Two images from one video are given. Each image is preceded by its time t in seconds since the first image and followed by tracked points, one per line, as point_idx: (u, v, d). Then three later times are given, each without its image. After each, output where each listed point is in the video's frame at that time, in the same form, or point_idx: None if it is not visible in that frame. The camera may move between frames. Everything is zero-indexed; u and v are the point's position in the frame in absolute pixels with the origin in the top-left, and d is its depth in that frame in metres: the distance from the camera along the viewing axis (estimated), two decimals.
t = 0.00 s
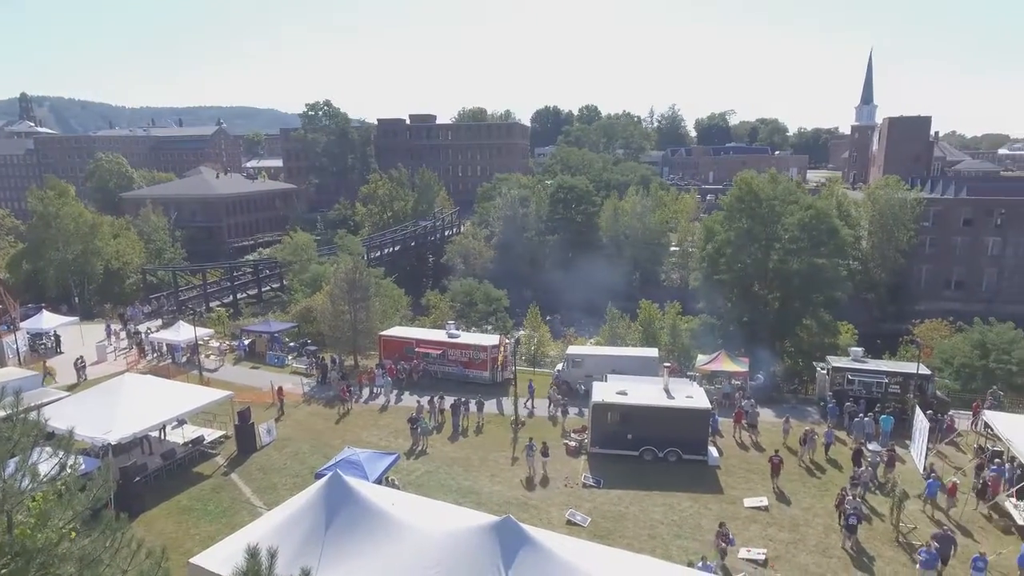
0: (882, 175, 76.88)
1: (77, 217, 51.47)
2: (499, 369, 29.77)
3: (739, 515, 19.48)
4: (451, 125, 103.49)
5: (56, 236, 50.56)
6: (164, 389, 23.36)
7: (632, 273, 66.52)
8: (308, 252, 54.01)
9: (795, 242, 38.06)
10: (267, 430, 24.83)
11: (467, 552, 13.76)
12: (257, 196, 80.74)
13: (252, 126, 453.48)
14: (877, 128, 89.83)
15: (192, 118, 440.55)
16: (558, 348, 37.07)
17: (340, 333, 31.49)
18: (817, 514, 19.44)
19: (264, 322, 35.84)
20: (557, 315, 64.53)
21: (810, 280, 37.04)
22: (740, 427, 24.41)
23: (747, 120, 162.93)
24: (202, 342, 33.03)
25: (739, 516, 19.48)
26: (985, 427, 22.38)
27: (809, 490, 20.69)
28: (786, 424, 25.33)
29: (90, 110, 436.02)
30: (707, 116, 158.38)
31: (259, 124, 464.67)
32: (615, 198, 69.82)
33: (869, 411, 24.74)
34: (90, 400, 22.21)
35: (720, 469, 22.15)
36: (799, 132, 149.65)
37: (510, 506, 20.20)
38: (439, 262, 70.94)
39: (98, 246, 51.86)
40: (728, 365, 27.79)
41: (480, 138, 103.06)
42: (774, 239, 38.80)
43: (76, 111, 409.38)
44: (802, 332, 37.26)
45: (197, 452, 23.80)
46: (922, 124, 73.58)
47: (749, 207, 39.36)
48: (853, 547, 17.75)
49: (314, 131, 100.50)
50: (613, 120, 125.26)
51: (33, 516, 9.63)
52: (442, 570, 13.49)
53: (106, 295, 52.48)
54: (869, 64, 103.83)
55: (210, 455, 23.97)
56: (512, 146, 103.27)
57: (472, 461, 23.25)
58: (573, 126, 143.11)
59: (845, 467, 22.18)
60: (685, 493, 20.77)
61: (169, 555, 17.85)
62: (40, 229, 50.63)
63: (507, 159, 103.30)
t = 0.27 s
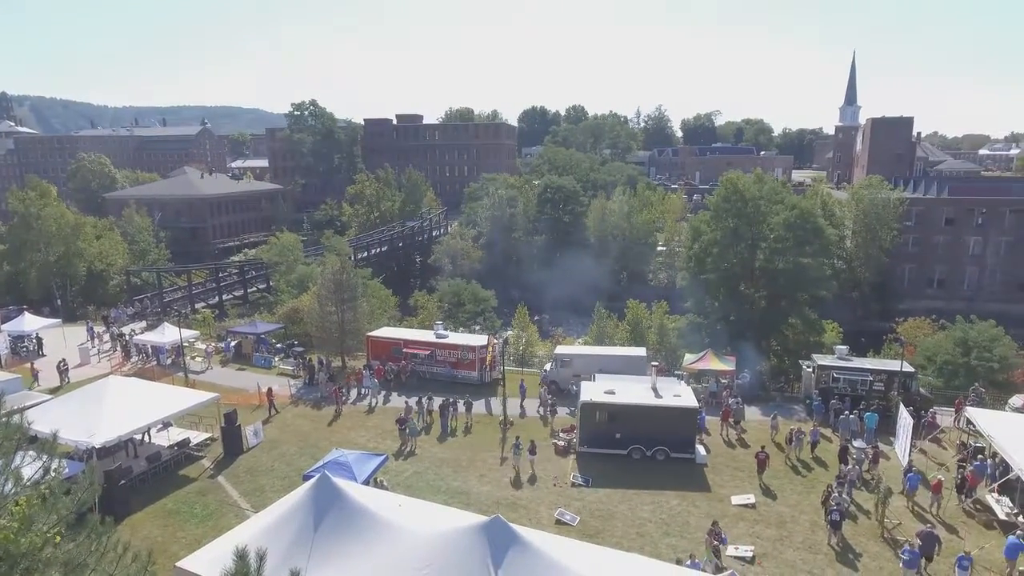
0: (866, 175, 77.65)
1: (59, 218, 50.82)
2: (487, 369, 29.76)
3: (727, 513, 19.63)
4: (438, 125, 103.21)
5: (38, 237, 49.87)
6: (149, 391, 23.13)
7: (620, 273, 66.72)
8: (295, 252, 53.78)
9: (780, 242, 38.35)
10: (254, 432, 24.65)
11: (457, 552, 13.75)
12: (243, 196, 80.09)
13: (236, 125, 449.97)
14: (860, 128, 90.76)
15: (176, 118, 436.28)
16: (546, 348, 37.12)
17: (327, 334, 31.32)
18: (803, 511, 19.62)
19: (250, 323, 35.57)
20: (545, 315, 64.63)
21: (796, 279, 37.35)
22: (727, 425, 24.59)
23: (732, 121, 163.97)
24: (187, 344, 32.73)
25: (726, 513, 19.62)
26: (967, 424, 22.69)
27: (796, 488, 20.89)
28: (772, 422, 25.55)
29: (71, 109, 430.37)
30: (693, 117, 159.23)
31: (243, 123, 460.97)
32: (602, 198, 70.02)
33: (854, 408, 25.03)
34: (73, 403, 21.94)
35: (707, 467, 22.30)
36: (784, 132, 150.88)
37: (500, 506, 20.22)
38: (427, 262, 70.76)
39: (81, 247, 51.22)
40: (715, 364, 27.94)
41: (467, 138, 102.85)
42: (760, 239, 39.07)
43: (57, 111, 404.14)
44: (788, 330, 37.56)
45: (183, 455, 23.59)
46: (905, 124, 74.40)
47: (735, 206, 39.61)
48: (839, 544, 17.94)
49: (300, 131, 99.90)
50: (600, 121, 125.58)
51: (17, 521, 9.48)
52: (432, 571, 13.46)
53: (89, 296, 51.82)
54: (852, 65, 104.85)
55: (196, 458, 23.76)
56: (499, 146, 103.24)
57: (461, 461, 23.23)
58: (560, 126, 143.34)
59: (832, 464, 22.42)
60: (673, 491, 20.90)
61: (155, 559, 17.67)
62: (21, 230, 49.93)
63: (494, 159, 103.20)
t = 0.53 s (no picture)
0: (851, 175, 78.33)
1: (42, 218, 50.17)
2: (476, 369, 29.74)
3: (715, 511, 19.75)
4: (425, 125, 102.91)
5: (20, 238, 49.21)
6: (135, 394, 22.91)
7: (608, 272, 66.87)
8: (282, 253, 53.53)
9: (767, 242, 38.61)
10: (241, 434, 24.47)
11: (447, 553, 13.72)
12: (229, 197, 79.47)
13: (222, 125, 446.49)
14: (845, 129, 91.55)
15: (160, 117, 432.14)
16: (535, 348, 37.13)
17: (315, 336, 31.17)
18: (791, 509, 19.78)
19: (237, 324, 35.31)
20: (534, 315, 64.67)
21: (782, 278, 37.63)
22: (715, 424, 24.74)
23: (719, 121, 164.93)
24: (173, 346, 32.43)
25: (715, 511, 19.76)
26: (951, 420, 22.97)
27: (783, 485, 21.07)
28: (760, 421, 25.75)
29: (53, 108, 424.82)
30: (681, 117, 159.90)
31: (229, 123, 457.28)
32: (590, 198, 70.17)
33: (840, 406, 25.28)
34: (58, 406, 21.68)
35: (696, 466, 22.43)
36: (770, 132, 151.93)
37: (489, 506, 20.21)
38: (415, 262, 70.55)
39: (64, 248, 50.59)
40: (703, 363, 28.04)
41: (455, 138, 102.65)
42: (747, 238, 39.31)
43: (39, 110, 399.12)
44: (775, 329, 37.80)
45: (169, 458, 23.38)
46: (890, 124, 75.14)
47: (723, 206, 39.84)
48: (825, 542, 18.10)
49: (287, 130, 99.28)
50: (588, 121, 125.79)
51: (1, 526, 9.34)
52: (422, 572, 13.43)
53: (73, 298, 51.19)
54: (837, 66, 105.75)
55: (183, 461, 23.55)
56: (487, 146, 103.16)
57: (451, 462, 23.20)
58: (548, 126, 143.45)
59: (818, 461, 22.63)
60: (662, 490, 21.00)
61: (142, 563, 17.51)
62: (3, 231, 49.26)
63: (482, 159, 103.11)
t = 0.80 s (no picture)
0: (832, 175, 79.25)
1: (20, 219, 49.40)
2: (462, 370, 29.70)
3: (702, 508, 19.89)
4: (410, 125, 102.67)
5: None
6: (116, 397, 22.59)
7: (593, 272, 67.10)
8: (265, 254, 53.13)
9: (750, 241, 38.93)
10: (225, 437, 24.23)
11: (434, 554, 13.68)
12: (211, 198, 78.73)
13: (203, 125, 442.04)
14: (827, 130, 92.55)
15: (140, 117, 426.89)
16: (521, 348, 37.15)
17: (300, 337, 30.97)
18: (776, 505, 19.99)
19: (220, 326, 34.98)
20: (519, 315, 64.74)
21: (766, 277, 37.97)
22: (700, 422, 24.92)
23: (702, 122, 166.13)
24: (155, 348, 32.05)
25: (700, 509, 19.90)
26: (931, 416, 23.34)
27: (768, 482, 21.29)
28: (745, 418, 25.99)
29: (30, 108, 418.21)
30: (665, 117, 160.77)
31: (211, 123, 452.74)
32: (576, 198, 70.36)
33: (823, 403, 25.58)
34: (37, 411, 21.32)
35: (682, 464, 22.55)
36: (753, 133, 153.28)
37: (477, 507, 20.18)
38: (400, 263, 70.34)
39: (43, 250, 49.85)
40: (689, 362, 28.17)
41: (440, 138, 102.50)
42: (731, 238, 39.64)
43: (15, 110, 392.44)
44: (759, 328, 38.11)
45: (152, 462, 23.08)
46: (870, 125, 76.09)
47: (707, 206, 40.16)
48: (809, 537, 18.31)
49: (270, 131, 98.56)
50: (573, 121, 126.10)
51: None
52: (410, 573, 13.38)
53: (52, 300, 50.41)
54: (819, 67, 106.94)
55: (166, 465, 23.27)
56: (472, 147, 103.08)
57: (438, 463, 23.13)
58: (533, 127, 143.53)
59: (801, 458, 22.89)
60: (648, 489, 21.11)
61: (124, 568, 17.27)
62: None
63: (467, 159, 103.00)
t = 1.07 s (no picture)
0: (809, 175, 80.37)
1: None
2: (444, 371, 29.62)
3: (683, 506, 20.04)
4: (390, 125, 102.21)
5: None
6: (91, 402, 22.18)
7: (574, 272, 67.33)
8: (244, 256, 52.48)
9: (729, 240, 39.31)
10: (203, 441, 23.91)
11: (417, 556, 13.62)
12: (187, 199, 77.64)
13: (178, 125, 435.78)
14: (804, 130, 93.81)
15: (113, 116, 419.76)
16: (503, 348, 37.14)
17: (279, 340, 30.68)
18: (756, 502, 20.21)
19: (198, 328, 34.53)
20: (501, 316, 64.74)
21: (745, 276, 38.40)
22: (681, 420, 25.12)
23: (681, 122, 167.50)
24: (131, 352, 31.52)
25: (682, 506, 20.05)
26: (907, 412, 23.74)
27: (748, 479, 21.51)
28: (725, 416, 26.25)
29: None
30: (644, 118, 161.78)
31: (186, 123, 446.50)
32: (556, 198, 70.51)
33: (801, 400, 25.91)
34: (9, 416, 20.86)
35: (663, 462, 22.71)
36: (731, 134, 154.92)
37: (459, 508, 20.14)
38: (381, 264, 70.02)
39: (14, 252, 48.81)
40: (669, 361, 28.38)
41: (420, 138, 102.18)
42: (710, 237, 40.01)
43: None
44: (738, 326, 38.49)
45: (128, 467, 22.69)
46: (846, 126, 77.29)
47: (686, 205, 40.50)
48: (788, 532, 18.52)
49: (247, 131, 97.51)
50: (553, 121, 126.40)
51: None
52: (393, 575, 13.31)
53: (23, 303, 49.38)
54: (795, 69, 108.36)
55: (143, 470, 22.89)
56: (453, 147, 102.90)
57: (420, 464, 23.05)
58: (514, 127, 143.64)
59: (780, 454, 23.16)
60: (630, 487, 21.23)
61: None
62: None
63: (447, 159, 102.73)
